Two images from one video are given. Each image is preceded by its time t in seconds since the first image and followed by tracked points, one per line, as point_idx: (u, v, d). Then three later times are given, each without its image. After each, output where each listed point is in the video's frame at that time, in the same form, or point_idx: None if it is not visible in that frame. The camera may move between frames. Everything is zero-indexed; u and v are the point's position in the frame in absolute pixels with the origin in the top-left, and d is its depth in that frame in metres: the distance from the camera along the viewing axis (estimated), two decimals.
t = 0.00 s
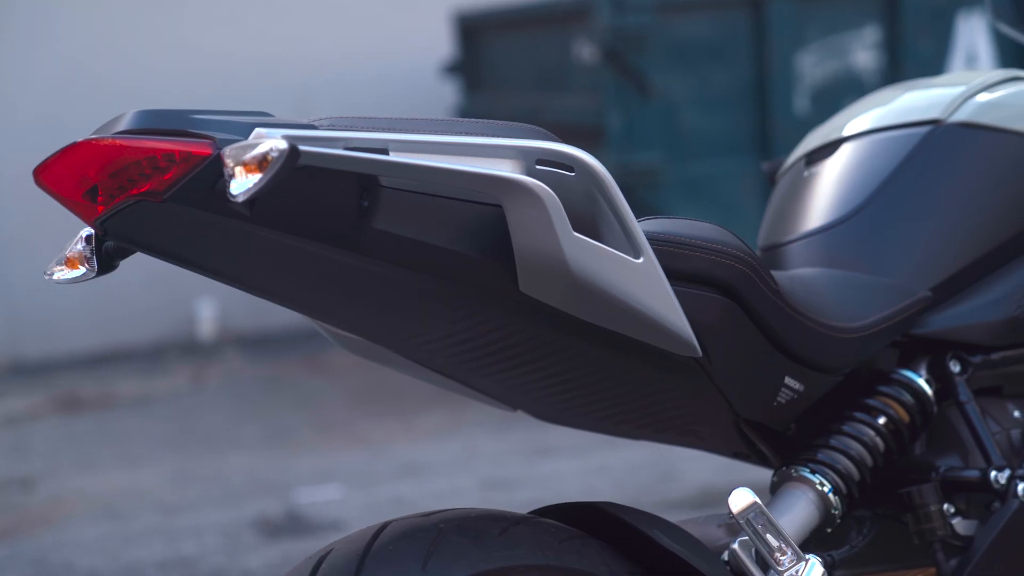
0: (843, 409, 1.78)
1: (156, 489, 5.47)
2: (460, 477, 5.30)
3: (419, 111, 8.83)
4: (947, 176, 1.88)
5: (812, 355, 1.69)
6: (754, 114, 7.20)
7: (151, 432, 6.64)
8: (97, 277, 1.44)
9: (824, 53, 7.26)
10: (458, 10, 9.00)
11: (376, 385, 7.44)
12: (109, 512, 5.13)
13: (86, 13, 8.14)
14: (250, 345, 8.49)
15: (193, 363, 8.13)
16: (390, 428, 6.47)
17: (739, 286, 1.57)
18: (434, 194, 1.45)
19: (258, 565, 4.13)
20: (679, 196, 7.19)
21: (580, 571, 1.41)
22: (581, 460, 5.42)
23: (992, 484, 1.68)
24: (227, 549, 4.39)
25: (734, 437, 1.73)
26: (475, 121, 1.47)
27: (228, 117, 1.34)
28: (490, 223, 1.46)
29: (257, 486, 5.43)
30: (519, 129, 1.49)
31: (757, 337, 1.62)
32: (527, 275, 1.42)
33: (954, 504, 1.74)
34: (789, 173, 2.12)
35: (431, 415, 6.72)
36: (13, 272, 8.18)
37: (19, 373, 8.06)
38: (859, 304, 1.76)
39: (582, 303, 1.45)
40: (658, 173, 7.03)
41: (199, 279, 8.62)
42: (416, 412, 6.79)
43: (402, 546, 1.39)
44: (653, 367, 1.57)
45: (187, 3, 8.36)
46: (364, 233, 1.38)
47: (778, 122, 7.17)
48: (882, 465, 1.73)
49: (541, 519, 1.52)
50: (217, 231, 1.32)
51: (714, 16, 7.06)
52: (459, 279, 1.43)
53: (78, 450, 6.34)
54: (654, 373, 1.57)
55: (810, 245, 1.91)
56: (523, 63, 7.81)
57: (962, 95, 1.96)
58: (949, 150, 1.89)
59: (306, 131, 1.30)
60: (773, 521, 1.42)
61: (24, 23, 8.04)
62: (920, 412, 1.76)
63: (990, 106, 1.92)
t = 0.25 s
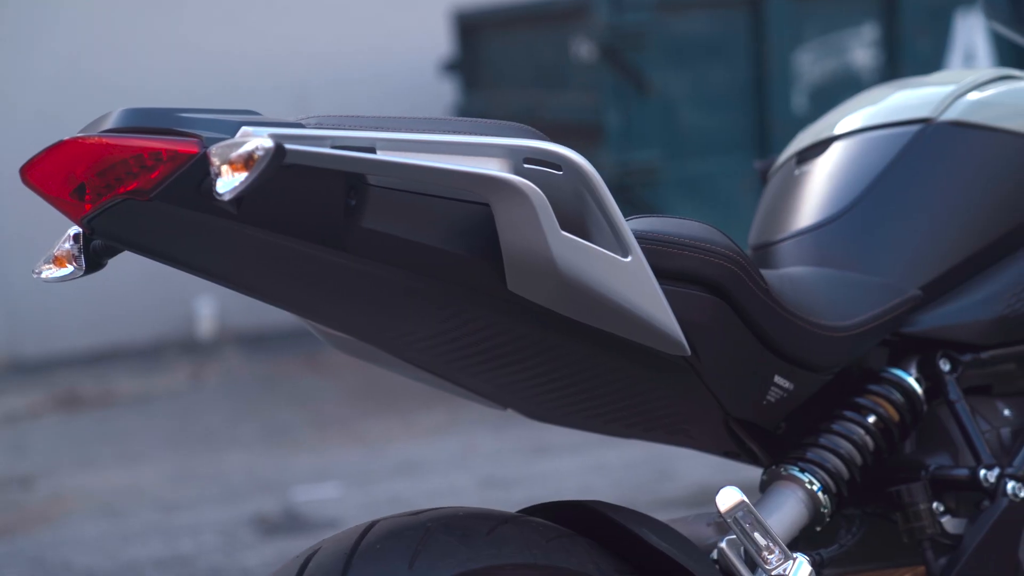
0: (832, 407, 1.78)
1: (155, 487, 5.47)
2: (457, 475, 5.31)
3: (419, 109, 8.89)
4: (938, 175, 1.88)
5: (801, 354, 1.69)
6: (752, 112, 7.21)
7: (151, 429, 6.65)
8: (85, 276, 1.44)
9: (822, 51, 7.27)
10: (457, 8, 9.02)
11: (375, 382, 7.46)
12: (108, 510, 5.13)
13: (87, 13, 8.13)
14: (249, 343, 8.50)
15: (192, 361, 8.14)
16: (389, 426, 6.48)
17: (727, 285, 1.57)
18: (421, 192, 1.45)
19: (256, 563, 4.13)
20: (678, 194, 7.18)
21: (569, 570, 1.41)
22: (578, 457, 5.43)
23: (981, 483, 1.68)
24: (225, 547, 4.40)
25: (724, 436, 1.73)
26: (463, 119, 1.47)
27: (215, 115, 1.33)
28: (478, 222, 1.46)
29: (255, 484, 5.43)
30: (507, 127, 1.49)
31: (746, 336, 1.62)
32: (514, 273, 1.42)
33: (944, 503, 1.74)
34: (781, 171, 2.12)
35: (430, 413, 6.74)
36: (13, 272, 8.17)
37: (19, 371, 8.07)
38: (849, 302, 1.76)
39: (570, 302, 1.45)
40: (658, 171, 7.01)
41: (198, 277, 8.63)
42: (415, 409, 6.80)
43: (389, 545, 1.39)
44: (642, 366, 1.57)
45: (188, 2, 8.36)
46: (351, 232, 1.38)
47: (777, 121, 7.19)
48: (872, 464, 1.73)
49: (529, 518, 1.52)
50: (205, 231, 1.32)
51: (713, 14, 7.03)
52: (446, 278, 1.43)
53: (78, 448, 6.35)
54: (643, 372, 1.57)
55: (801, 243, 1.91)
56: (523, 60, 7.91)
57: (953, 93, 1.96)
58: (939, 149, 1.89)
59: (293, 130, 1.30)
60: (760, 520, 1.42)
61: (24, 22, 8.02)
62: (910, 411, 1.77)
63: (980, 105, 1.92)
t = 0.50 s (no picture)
0: (822, 406, 1.78)
1: (153, 485, 5.47)
2: (455, 474, 5.31)
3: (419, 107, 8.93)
4: (927, 174, 1.88)
5: (790, 353, 1.69)
6: (751, 110, 7.22)
7: (151, 428, 6.65)
8: (73, 274, 1.44)
9: (821, 50, 7.26)
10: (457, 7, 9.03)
11: (374, 381, 7.46)
12: (106, 508, 5.13)
13: (87, 13, 8.11)
14: (249, 341, 8.51)
15: (192, 359, 8.14)
16: (387, 424, 6.49)
17: (716, 284, 1.57)
18: (409, 190, 1.45)
19: (253, 562, 4.13)
20: (677, 192, 7.15)
21: (557, 569, 1.41)
22: (576, 456, 5.43)
23: (969, 482, 1.68)
24: (222, 546, 4.40)
25: (713, 435, 1.73)
26: (451, 118, 1.47)
27: (202, 113, 1.34)
28: (466, 221, 1.46)
29: (253, 482, 5.43)
30: (496, 126, 1.49)
31: (734, 334, 1.62)
32: (501, 272, 1.41)
33: (932, 502, 1.74)
34: (772, 169, 2.12)
35: (429, 411, 6.74)
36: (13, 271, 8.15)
37: (18, 369, 8.07)
38: (839, 301, 1.76)
39: (558, 301, 1.45)
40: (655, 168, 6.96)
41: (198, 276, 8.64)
42: (413, 408, 6.81)
43: (377, 544, 1.39)
44: (631, 365, 1.57)
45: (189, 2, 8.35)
46: (338, 231, 1.38)
47: (776, 120, 7.18)
48: (861, 463, 1.73)
49: (517, 516, 1.52)
50: (191, 229, 1.32)
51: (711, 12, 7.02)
52: (434, 277, 1.43)
53: (77, 447, 6.35)
54: (632, 371, 1.57)
55: (791, 242, 1.91)
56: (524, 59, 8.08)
57: (944, 92, 1.96)
58: (929, 148, 1.89)
59: (280, 129, 1.30)
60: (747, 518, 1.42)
61: (24, 23, 8.02)
62: (900, 410, 1.77)
63: (971, 104, 1.93)
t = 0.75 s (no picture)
0: (811, 405, 1.78)
1: (150, 484, 5.47)
2: (451, 472, 5.30)
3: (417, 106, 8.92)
4: (917, 172, 1.88)
5: (779, 352, 1.69)
6: (749, 109, 7.20)
7: (148, 426, 6.64)
8: (59, 274, 1.44)
9: (818, 49, 7.24)
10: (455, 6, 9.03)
11: (372, 380, 7.45)
12: (102, 507, 5.13)
13: (86, 13, 8.12)
14: (246, 340, 8.50)
15: (189, 358, 8.13)
16: (384, 423, 6.48)
17: (705, 283, 1.57)
18: (398, 190, 1.45)
19: (248, 560, 4.13)
20: (675, 190, 7.13)
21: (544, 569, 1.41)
22: (572, 455, 5.43)
23: (958, 481, 1.68)
24: (217, 544, 4.39)
25: (703, 434, 1.73)
26: (438, 116, 1.47)
27: (188, 112, 1.34)
28: (454, 220, 1.46)
29: (250, 481, 5.43)
30: (483, 125, 1.49)
31: (723, 333, 1.62)
32: (489, 271, 1.41)
33: (921, 500, 1.74)
34: (762, 168, 2.12)
35: (427, 410, 6.75)
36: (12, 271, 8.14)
37: (15, 368, 8.06)
38: (828, 300, 1.77)
39: (546, 300, 1.45)
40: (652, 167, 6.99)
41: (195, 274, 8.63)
42: (411, 406, 6.80)
43: (364, 543, 1.39)
44: (620, 364, 1.57)
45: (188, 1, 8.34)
46: (325, 231, 1.38)
47: (773, 118, 7.15)
48: (850, 462, 1.73)
49: (506, 515, 1.52)
50: (178, 228, 1.31)
51: (708, 11, 7.02)
52: (422, 276, 1.43)
53: (74, 445, 6.34)
54: (622, 370, 1.57)
55: (781, 241, 1.91)
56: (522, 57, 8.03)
57: (933, 91, 1.96)
58: (918, 148, 1.90)
59: (266, 127, 1.30)
60: (734, 517, 1.42)
61: (24, 23, 8.06)
62: (889, 409, 1.77)
63: (961, 103, 1.93)
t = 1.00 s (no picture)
0: (799, 404, 1.78)
1: (145, 481, 5.47)
2: (446, 470, 5.31)
3: (412, 105, 8.99)
4: (906, 172, 1.88)
5: (767, 351, 1.69)
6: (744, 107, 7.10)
7: (144, 423, 6.65)
8: (46, 272, 1.43)
9: (814, 47, 7.09)
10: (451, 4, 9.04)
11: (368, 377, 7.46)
12: (97, 504, 5.13)
13: (85, 12, 8.11)
14: (242, 337, 8.51)
15: (185, 355, 8.14)
16: (380, 420, 6.49)
17: (692, 282, 1.57)
18: (386, 189, 1.45)
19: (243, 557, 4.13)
20: (670, 188, 7.16)
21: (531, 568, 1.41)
22: (567, 453, 5.43)
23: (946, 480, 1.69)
24: (211, 541, 4.39)
25: (692, 433, 1.73)
26: (425, 115, 1.47)
27: (174, 111, 1.34)
28: (441, 219, 1.46)
29: (245, 478, 5.43)
30: (471, 124, 1.49)
31: (711, 332, 1.62)
32: (477, 270, 1.41)
33: (909, 499, 1.74)
34: (753, 167, 2.12)
35: (423, 407, 6.76)
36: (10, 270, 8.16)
37: (11, 364, 8.06)
38: (816, 300, 1.77)
39: (534, 300, 1.45)
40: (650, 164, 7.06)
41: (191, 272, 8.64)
42: (406, 404, 6.81)
43: (350, 542, 1.38)
44: (608, 363, 1.57)
45: None
46: (312, 229, 1.38)
47: (768, 116, 7.03)
48: (838, 461, 1.74)
49: (493, 515, 1.52)
50: (165, 226, 1.31)
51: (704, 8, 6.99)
52: (409, 275, 1.43)
53: (71, 442, 6.35)
54: (610, 369, 1.57)
55: (770, 240, 1.91)
56: (520, 57, 8.22)
57: (923, 91, 1.96)
58: (908, 147, 1.90)
59: (252, 127, 1.30)
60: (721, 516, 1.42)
61: (20, 24, 8.05)
62: (877, 408, 1.77)
63: (950, 102, 1.93)
